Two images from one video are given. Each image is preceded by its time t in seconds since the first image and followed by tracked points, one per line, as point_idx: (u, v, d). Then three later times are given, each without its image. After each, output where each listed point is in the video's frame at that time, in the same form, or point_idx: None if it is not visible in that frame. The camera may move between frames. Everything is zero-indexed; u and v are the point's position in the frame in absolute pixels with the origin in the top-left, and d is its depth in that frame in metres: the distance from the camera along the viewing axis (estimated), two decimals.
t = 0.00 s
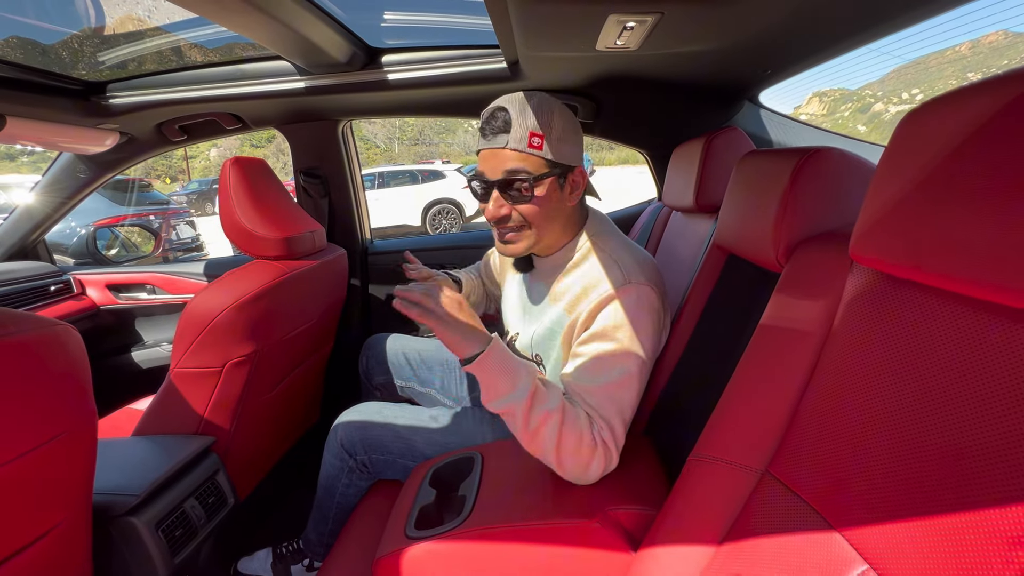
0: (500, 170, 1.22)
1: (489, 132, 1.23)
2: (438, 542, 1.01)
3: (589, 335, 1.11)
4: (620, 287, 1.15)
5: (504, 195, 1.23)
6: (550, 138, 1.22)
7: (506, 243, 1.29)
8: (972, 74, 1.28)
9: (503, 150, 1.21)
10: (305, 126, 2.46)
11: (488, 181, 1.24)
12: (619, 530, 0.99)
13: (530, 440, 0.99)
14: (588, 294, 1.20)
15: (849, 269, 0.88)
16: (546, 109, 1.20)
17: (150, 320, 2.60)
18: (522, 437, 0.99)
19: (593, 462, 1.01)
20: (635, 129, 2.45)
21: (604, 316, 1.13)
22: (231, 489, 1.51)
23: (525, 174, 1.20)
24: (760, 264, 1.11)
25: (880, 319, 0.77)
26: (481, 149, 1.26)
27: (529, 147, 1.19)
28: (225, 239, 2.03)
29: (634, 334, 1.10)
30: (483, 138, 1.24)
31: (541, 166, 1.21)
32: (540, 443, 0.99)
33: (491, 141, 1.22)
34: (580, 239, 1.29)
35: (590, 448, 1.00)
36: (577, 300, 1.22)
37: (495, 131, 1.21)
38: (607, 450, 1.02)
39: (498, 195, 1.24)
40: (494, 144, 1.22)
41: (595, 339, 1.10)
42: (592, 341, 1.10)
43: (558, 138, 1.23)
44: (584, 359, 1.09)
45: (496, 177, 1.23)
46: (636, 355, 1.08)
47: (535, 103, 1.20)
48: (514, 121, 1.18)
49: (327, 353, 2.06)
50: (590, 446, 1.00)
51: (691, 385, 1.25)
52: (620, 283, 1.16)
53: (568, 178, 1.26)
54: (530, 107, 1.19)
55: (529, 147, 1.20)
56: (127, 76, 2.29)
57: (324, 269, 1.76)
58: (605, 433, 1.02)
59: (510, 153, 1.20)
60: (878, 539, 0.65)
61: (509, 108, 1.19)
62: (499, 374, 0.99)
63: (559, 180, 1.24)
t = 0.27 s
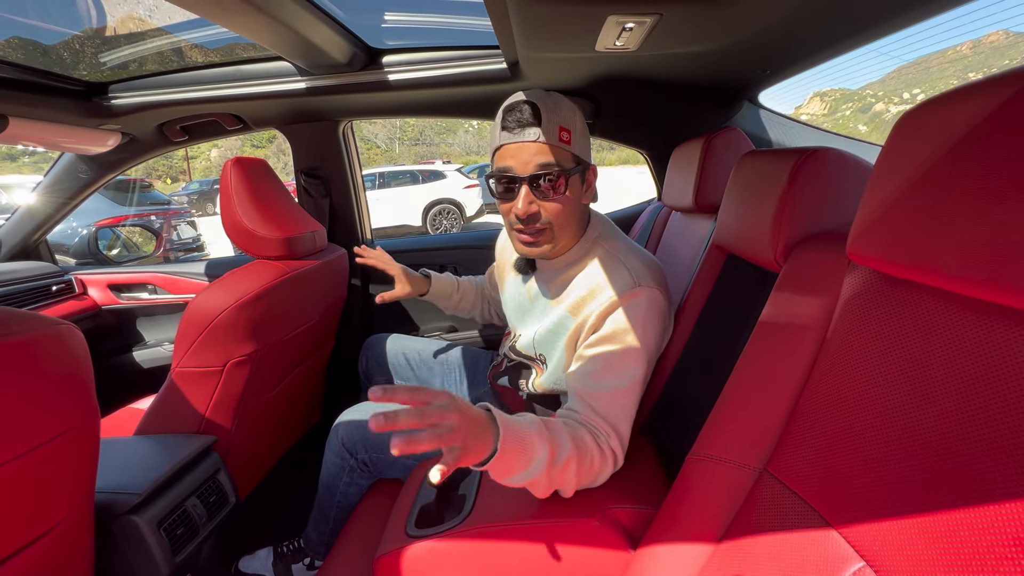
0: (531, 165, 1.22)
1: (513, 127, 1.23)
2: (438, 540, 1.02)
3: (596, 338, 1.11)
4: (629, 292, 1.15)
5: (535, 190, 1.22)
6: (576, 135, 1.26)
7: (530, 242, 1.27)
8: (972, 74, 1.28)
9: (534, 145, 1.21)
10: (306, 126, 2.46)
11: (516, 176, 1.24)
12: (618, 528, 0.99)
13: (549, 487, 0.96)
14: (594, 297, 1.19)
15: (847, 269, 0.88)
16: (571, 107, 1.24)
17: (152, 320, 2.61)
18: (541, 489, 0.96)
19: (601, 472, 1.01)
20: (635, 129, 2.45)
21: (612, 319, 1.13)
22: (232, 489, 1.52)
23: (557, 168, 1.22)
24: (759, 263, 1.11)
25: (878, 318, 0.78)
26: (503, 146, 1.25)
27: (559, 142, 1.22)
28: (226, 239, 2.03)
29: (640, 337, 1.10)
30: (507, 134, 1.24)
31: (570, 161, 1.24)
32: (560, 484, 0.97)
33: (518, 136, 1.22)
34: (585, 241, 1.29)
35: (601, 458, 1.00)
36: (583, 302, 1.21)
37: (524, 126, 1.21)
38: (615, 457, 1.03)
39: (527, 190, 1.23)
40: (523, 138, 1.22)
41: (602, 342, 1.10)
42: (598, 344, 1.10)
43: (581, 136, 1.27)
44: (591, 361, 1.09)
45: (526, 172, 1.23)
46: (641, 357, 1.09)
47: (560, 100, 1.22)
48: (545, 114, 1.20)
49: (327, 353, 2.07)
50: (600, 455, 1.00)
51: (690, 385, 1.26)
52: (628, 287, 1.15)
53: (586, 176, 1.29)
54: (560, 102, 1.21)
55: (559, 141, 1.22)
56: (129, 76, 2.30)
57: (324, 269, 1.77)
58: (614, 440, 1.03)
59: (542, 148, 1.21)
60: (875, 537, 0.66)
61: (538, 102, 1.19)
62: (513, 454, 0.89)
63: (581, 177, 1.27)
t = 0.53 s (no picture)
0: (542, 161, 1.22)
1: (523, 123, 1.22)
2: (439, 539, 1.02)
3: (598, 335, 1.11)
4: (632, 291, 1.15)
5: (545, 186, 1.22)
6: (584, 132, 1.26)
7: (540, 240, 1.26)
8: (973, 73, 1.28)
9: (544, 142, 1.21)
10: (307, 126, 2.47)
11: (527, 173, 1.23)
12: (618, 527, 1.00)
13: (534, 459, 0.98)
14: (597, 296, 1.19)
15: (847, 267, 0.88)
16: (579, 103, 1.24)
17: (154, 319, 2.61)
18: (526, 458, 0.98)
19: (593, 464, 1.02)
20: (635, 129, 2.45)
21: (613, 317, 1.13)
22: (234, 487, 1.52)
23: (567, 164, 1.23)
24: (760, 262, 1.11)
25: (878, 316, 0.78)
26: (513, 142, 1.24)
27: (570, 139, 1.22)
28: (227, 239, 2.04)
29: (643, 337, 1.10)
30: (517, 130, 1.23)
31: (578, 157, 1.25)
32: (548, 462, 0.99)
33: (528, 132, 1.21)
34: (588, 241, 1.29)
35: (595, 451, 1.02)
36: (585, 301, 1.21)
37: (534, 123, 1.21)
38: (609, 452, 1.04)
39: (538, 187, 1.23)
40: (533, 134, 1.21)
41: (604, 339, 1.10)
42: (600, 341, 1.11)
43: (588, 133, 1.28)
44: (591, 357, 1.09)
45: (537, 168, 1.23)
46: (644, 356, 1.09)
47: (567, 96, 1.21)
48: (555, 111, 1.19)
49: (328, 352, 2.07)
50: (593, 448, 1.01)
51: (691, 383, 1.26)
52: (631, 287, 1.15)
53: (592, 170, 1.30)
54: (570, 98, 1.21)
55: (569, 138, 1.22)
56: (131, 76, 2.30)
57: (326, 268, 1.77)
58: (608, 434, 1.04)
59: (554, 145, 1.21)
60: (876, 535, 0.66)
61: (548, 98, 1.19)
62: (503, 408, 0.93)
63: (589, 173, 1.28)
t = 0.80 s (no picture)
0: (540, 167, 1.21)
1: (520, 128, 1.22)
2: (441, 540, 1.02)
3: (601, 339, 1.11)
4: (634, 294, 1.14)
5: (544, 192, 1.22)
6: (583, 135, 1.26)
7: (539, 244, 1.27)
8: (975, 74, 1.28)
9: (542, 147, 1.20)
10: (309, 126, 2.47)
11: (525, 178, 1.23)
12: (619, 528, 1.00)
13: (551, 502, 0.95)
14: (599, 299, 1.19)
15: (848, 268, 0.88)
16: (577, 105, 1.24)
17: (155, 319, 2.62)
18: (542, 506, 0.95)
19: (603, 473, 1.02)
20: (636, 129, 2.45)
21: (615, 320, 1.13)
22: (235, 487, 1.52)
23: (566, 169, 1.22)
24: (761, 263, 1.11)
25: (880, 317, 0.78)
26: (512, 147, 1.23)
27: (568, 143, 1.21)
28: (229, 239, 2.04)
29: (644, 339, 1.10)
30: (515, 136, 1.23)
31: (577, 162, 1.24)
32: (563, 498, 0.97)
33: (527, 138, 1.21)
34: (589, 245, 1.29)
35: (602, 460, 1.01)
36: (588, 304, 1.21)
37: (532, 128, 1.20)
38: (616, 458, 1.03)
39: (537, 193, 1.23)
40: (531, 139, 1.21)
41: (606, 343, 1.10)
42: (603, 345, 1.11)
43: (586, 135, 1.27)
44: (595, 361, 1.09)
45: (535, 174, 1.22)
46: (646, 359, 1.09)
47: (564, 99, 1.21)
48: (552, 115, 1.18)
49: (329, 352, 2.07)
50: (600, 457, 1.01)
51: (692, 384, 1.26)
52: (633, 291, 1.15)
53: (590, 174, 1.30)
54: (567, 103, 1.21)
55: (567, 142, 1.22)
56: (132, 77, 2.31)
57: (327, 269, 1.77)
58: (614, 441, 1.03)
59: (551, 150, 1.20)
60: (877, 537, 0.66)
61: (545, 102, 1.18)
62: (517, 475, 0.88)
63: (587, 177, 1.27)
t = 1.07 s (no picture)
0: (546, 164, 1.22)
1: (526, 125, 1.22)
2: (444, 541, 1.02)
3: (602, 338, 1.11)
4: (636, 294, 1.14)
5: (548, 190, 1.23)
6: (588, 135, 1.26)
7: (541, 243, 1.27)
8: (979, 74, 1.27)
9: (548, 145, 1.21)
10: (310, 126, 2.47)
11: (530, 175, 1.24)
12: (622, 529, 0.99)
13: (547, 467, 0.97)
14: (601, 299, 1.19)
15: (854, 269, 0.87)
16: (581, 104, 1.24)
17: (157, 320, 2.62)
18: (539, 470, 0.98)
19: (603, 470, 1.02)
20: (638, 130, 2.45)
21: (618, 320, 1.12)
22: (237, 488, 1.52)
23: (571, 167, 1.23)
24: (764, 263, 1.11)
25: (886, 318, 0.77)
26: (517, 143, 1.24)
27: (573, 141, 1.22)
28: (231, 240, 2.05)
29: (646, 339, 1.10)
30: (520, 133, 1.23)
31: (582, 160, 1.25)
32: (558, 469, 0.98)
33: (532, 135, 1.21)
34: (590, 245, 1.28)
35: (604, 456, 1.01)
36: (590, 304, 1.21)
37: (538, 125, 1.21)
38: (618, 457, 1.03)
39: (542, 190, 1.24)
40: (538, 136, 1.21)
41: (608, 343, 1.10)
42: (604, 345, 1.11)
43: (592, 135, 1.28)
44: (596, 361, 1.09)
45: (541, 171, 1.23)
46: (648, 360, 1.08)
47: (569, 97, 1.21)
48: (558, 113, 1.19)
49: (331, 353, 2.07)
50: (602, 453, 1.01)
51: (695, 385, 1.26)
52: (635, 290, 1.15)
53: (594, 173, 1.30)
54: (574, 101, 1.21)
55: (572, 140, 1.22)
56: (135, 78, 2.31)
57: (329, 269, 1.77)
58: (618, 439, 1.03)
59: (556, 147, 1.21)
60: (884, 539, 0.65)
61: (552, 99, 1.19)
62: (518, 418, 0.92)
63: (591, 175, 1.28)
